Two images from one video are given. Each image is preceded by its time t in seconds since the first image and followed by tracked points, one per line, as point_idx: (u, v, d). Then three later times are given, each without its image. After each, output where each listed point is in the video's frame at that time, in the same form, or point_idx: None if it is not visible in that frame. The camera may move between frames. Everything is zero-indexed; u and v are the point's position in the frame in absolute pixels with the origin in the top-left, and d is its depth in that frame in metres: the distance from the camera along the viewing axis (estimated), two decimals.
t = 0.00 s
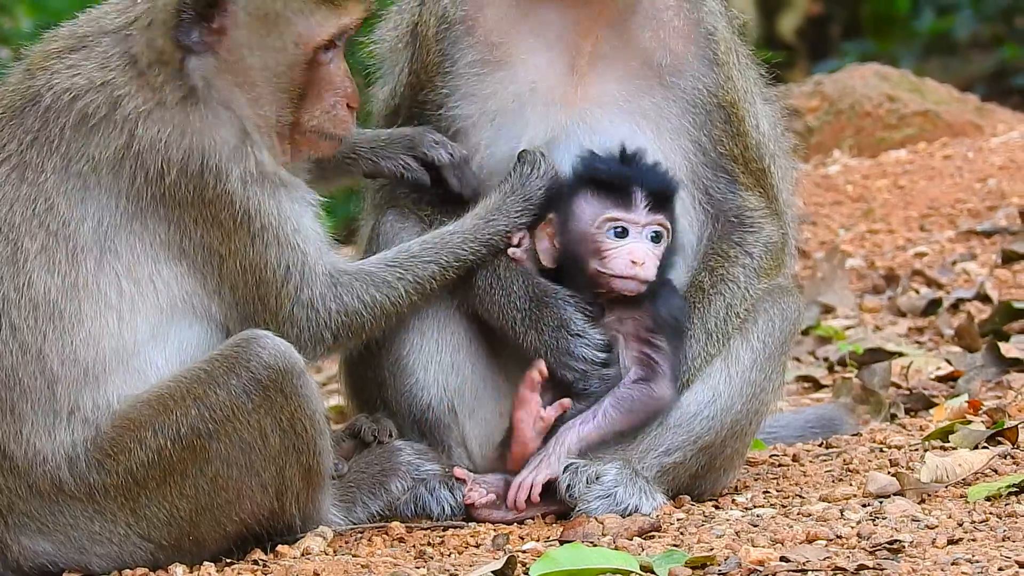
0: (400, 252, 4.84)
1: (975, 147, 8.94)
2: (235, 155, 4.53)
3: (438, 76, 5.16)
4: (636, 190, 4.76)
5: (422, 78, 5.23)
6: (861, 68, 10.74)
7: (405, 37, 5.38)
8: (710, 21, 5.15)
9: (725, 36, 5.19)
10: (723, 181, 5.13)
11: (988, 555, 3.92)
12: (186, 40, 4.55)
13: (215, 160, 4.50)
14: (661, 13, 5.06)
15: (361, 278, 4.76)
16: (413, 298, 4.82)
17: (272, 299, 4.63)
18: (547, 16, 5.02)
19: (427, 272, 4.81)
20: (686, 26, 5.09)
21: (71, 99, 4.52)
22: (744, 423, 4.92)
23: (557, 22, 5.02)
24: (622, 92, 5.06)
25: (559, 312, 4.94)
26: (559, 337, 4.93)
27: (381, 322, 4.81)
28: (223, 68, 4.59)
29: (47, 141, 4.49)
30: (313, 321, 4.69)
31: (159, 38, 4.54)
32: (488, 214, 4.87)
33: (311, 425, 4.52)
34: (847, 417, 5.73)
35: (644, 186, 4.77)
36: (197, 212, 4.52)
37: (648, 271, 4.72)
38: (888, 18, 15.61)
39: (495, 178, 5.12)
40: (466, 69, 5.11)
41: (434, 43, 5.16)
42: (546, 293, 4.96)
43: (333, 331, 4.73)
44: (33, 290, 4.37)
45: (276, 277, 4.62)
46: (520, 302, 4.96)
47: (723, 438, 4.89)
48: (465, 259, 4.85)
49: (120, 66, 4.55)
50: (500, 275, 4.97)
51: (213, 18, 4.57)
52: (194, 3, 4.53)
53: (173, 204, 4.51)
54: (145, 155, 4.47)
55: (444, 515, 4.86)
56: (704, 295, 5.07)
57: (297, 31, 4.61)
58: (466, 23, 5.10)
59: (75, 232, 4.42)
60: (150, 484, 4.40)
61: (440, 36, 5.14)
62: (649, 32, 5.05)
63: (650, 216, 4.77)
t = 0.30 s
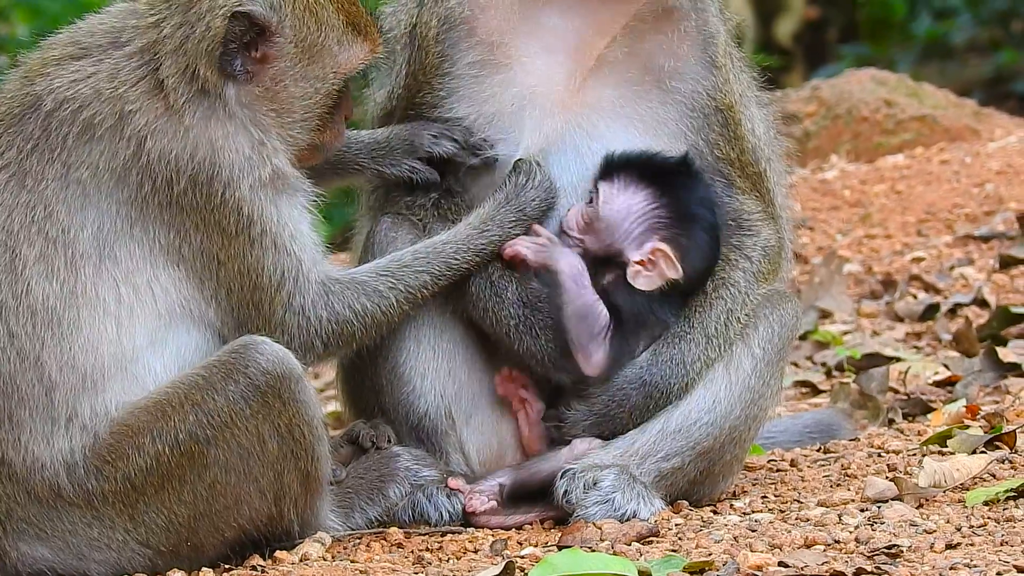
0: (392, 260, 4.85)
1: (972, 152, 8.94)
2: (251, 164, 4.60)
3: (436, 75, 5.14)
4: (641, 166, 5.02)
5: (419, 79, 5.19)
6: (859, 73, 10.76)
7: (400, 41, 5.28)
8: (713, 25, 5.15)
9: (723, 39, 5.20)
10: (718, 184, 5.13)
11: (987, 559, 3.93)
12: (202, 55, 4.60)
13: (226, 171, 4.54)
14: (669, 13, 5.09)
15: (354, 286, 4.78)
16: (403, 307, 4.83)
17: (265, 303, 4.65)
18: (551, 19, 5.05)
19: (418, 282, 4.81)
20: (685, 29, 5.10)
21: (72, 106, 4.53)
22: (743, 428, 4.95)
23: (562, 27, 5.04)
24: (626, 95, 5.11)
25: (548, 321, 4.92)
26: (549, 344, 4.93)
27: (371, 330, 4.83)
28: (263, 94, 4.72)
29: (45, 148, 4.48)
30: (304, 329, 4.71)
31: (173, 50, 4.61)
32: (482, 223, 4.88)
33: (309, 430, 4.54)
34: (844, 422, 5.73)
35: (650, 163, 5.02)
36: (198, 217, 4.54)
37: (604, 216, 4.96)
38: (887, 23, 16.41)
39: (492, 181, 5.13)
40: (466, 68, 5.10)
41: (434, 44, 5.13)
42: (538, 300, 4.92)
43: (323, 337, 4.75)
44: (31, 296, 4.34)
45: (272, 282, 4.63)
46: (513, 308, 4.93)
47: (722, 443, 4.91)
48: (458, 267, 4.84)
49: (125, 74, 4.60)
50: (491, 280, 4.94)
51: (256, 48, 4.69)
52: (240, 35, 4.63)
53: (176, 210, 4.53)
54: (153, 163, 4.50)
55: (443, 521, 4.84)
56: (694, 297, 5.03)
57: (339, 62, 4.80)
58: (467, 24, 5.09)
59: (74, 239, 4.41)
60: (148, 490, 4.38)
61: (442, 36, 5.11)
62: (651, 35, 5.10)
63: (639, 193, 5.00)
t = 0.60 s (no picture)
0: (385, 265, 4.84)
1: (969, 154, 8.95)
2: (249, 172, 4.59)
3: (436, 75, 5.15)
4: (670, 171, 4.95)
5: (420, 77, 5.18)
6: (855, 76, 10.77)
7: (402, 38, 5.22)
8: (721, 28, 5.18)
9: (728, 39, 5.22)
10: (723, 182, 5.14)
11: (984, 562, 3.93)
12: (207, 62, 4.60)
13: (225, 177, 4.54)
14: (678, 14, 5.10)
15: (346, 290, 4.76)
16: (395, 312, 4.82)
17: (261, 307, 4.64)
18: (557, 20, 5.05)
19: (412, 287, 4.80)
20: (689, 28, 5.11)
21: (72, 109, 4.53)
22: (743, 434, 4.96)
23: (568, 28, 5.05)
24: (633, 95, 5.12)
25: (536, 326, 4.87)
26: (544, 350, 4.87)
27: (365, 334, 4.82)
28: (266, 103, 4.70)
29: (44, 150, 4.48)
30: (297, 333, 4.71)
31: (178, 55, 4.62)
32: (476, 230, 4.86)
33: (307, 434, 4.54)
34: (841, 425, 5.73)
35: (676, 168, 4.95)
36: (197, 221, 4.54)
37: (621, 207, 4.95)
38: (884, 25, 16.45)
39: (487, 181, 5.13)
40: (467, 67, 5.11)
41: (436, 42, 5.13)
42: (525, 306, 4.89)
43: (314, 340, 4.74)
44: (29, 299, 4.33)
45: (269, 286, 4.62)
46: (503, 314, 4.87)
47: (721, 448, 4.93)
48: (449, 273, 4.83)
49: (127, 75, 4.61)
50: (481, 285, 4.90)
51: (262, 59, 4.68)
52: (246, 44, 4.62)
53: (175, 214, 4.53)
54: (153, 167, 4.50)
55: (438, 525, 4.84)
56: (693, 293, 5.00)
57: (344, 78, 4.76)
58: (470, 24, 5.10)
59: (73, 241, 4.40)
60: (145, 493, 4.38)
61: (446, 35, 5.12)
62: (658, 37, 5.11)
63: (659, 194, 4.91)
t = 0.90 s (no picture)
0: (382, 267, 4.85)
1: (965, 155, 8.95)
2: (247, 175, 4.59)
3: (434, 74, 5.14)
4: (714, 184, 4.93)
5: (417, 77, 5.18)
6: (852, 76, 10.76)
7: (401, 39, 5.27)
8: (722, 31, 5.19)
9: (728, 41, 5.22)
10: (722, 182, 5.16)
11: (980, 563, 3.93)
12: (209, 66, 4.62)
13: (223, 179, 4.55)
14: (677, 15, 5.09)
15: (343, 292, 4.77)
16: (392, 313, 4.83)
17: (257, 308, 4.65)
18: (554, 22, 5.02)
19: (408, 289, 4.81)
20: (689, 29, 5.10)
21: (71, 108, 4.53)
22: (740, 438, 4.99)
23: (568, 30, 5.02)
24: (633, 96, 5.12)
25: (532, 331, 4.88)
26: (540, 354, 4.86)
27: (361, 335, 4.83)
28: (267, 108, 4.70)
29: (42, 150, 4.48)
30: (295, 335, 4.71)
31: (179, 58, 4.63)
32: (472, 231, 4.87)
33: (303, 434, 4.55)
34: (837, 425, 5.74)
35: (717, 184, 4.93)
36: (194, 222, 4.54)
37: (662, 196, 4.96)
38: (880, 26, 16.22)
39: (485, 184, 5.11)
40: (466, 68, 5.10)
41: (435, 43, 5.12)
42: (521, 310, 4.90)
43: (311, 342, 4.75)
44: (26, 299, 4.34)
45: (265, 287, 4.63)
46: (498, 316, 4.88)
47: (718, 452, 4.95)
48: (444, 273, 4.84)
49: (127, 75, 4.61)
50: (477, 287, 4.91)
51: (264, 65, 4.68)
52: (249, 49, 4.63)
53: (172, 215, 4.53)
54: (151, 168, 4.50)
55: (435, 525, 4.84)
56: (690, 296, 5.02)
57: (345, 85, 4.77)
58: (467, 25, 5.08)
59: (70, 241, 4.40)
60: (141, 494, 4.39)
61: (444, 36, 5.11)
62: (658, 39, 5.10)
63: (695, 198, 4.89)
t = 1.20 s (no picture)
0: (378, 266, 4.86)
1: (962, 155, 8.96)
2: (243, 176, 4.59)
3: (438, 74, 5.14)
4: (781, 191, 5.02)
5: (417, 78, 5.19)
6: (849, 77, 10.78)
7: (402, 41, 5.26)
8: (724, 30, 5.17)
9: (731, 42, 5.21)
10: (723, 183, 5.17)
11: (977, 563, 3.92)
12: (206, 67, 4.61)
13: (220, 181, 4.55)
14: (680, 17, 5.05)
15: (340, 292, 4.78)
16: (389, 313, 4.84)
17: (253, 309, 4.64)
18: (557, 24, 5.05)
19: (404, 289, 4.82)
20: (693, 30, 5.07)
21: (68, 109, 4.53)
22: (741, 440, 4.97)
23: (567, 32, 5.05)
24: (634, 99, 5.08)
25: (534, 328, 4.90)
26: (541, 351, 4.89)
27: (358, 336, 4.84)
28: (264, 109, 4.71)
29: (39, 150, 4.48)
30: (292, 335, 4.71)
31: (176, 59, 4.63)
32: (467, 230, 4.88)
33: (299, 435, 4.55)
34: (834, 425, 5.74)
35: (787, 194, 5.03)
36: (191, 223, 4.54)
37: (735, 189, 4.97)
38: (876, 27, 16.37)
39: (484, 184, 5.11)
40: (467, 70, 5.11)
41: (436, 46, 5.13)
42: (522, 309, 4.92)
43: (307, 342, 4.75)
44: (22, 300, 4.34)
45: (261, 288, 4.63)
46: (496, 315, 4.90)
47: (718, 454, 4.94)
48: (440, 272, 4.85)
49: (124, 75, 4.62)
50: (474, 288, 4.93)
51: (262, 66, 4.69)
52: (246, 49, 4.63)
53: (169, 216, 4.53)
54: (148, 169, 4.50)
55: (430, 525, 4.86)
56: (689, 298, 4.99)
57: (342, 86, 4.77)
58: (471, 26, 5.09)
59: (66, 242, 4.41)
60: (138, 494, 4.39)
61: (445, 38, 5.12)
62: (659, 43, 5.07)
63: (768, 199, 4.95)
